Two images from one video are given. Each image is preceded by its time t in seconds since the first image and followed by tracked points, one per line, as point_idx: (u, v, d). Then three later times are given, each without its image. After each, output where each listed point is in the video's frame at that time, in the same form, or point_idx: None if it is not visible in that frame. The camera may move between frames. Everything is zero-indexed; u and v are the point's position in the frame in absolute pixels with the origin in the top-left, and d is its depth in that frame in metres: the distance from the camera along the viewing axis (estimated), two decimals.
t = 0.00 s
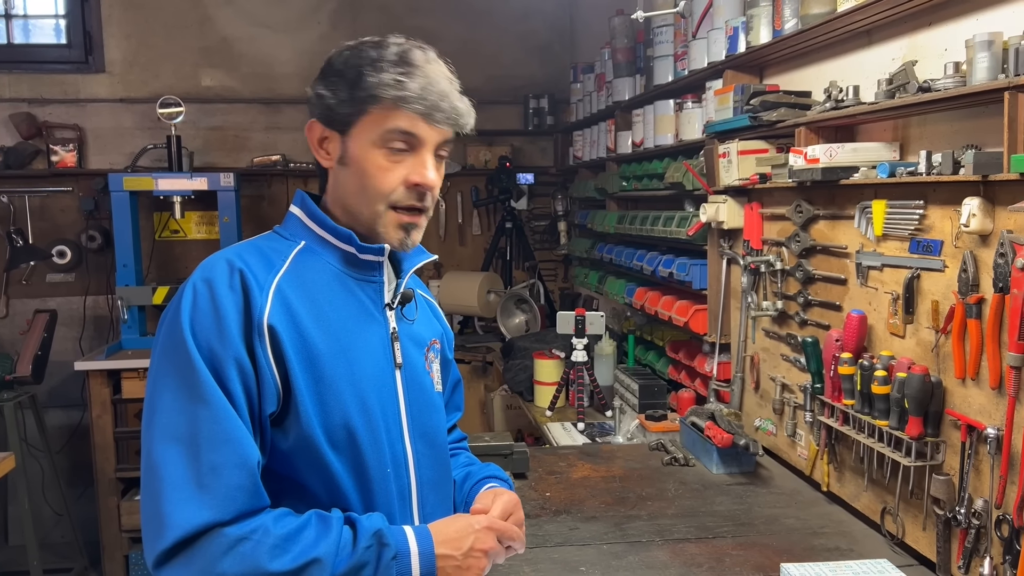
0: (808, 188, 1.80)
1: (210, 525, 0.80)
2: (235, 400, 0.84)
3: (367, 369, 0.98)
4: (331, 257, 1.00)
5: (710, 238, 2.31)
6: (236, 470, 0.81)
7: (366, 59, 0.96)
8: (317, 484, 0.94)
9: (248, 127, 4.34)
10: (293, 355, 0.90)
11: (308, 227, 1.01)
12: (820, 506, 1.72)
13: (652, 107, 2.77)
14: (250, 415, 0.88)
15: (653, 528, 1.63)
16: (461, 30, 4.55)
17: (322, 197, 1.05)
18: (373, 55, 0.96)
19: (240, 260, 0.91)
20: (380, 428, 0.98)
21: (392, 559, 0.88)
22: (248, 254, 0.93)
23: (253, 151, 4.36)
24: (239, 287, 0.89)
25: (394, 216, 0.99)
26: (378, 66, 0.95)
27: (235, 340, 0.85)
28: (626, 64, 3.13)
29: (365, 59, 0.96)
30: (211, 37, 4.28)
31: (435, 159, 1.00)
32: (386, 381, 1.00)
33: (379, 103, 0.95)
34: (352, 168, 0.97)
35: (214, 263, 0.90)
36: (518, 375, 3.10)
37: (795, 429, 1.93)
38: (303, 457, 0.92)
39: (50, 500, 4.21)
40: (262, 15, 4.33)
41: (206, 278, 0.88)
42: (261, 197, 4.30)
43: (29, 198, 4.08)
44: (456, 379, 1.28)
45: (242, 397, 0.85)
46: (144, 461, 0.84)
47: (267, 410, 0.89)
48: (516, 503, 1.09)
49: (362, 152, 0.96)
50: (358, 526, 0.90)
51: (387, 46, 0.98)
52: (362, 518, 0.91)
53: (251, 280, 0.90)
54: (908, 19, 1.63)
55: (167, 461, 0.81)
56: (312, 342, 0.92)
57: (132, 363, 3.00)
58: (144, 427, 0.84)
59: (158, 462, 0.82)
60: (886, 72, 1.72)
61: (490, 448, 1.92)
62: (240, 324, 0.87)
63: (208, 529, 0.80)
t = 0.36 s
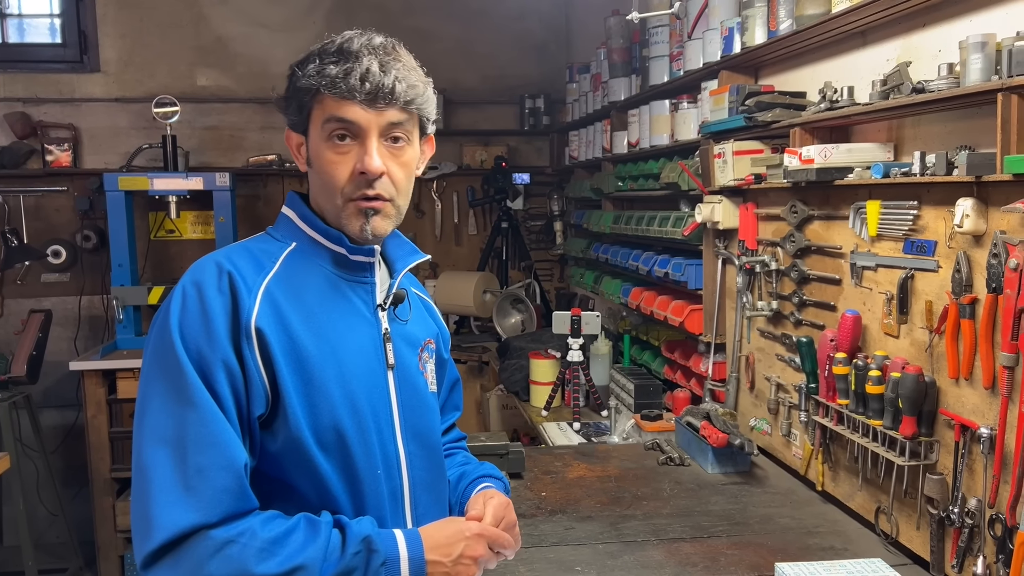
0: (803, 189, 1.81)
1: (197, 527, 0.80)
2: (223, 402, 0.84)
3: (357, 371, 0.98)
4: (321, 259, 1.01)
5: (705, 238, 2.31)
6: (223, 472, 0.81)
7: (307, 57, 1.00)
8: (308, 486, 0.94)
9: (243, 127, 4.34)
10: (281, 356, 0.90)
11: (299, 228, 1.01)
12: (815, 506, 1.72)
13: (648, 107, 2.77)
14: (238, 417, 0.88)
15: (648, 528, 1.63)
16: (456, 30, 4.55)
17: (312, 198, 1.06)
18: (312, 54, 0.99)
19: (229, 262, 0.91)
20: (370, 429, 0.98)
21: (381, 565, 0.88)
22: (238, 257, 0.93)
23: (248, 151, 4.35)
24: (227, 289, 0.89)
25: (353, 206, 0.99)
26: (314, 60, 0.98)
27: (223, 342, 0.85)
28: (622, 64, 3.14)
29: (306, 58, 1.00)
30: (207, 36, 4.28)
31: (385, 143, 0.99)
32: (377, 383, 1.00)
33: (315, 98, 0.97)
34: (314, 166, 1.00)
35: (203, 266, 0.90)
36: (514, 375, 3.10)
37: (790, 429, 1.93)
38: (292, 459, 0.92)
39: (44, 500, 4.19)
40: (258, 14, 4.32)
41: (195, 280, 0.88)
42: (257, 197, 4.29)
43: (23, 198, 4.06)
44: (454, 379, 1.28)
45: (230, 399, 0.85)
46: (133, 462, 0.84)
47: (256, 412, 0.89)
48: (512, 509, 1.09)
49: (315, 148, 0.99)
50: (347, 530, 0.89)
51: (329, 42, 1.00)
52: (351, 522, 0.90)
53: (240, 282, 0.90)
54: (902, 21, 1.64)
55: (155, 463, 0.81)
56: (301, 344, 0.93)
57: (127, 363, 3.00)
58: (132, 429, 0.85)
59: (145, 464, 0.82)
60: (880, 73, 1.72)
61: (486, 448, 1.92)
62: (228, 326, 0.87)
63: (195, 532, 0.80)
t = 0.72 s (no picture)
0: (801, 190, 1.81)
1: (192, 528, 0.80)
2: (217, 404, 0.84)
3: (352, 373, 0.98)
4: (316, 260, 1.01)
5: (703, 239, 2.32)
6: (216, 473, 0.81)
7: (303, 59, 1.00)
8: (303, 488, 0.94)
9: (241, 127, 4.33)
10: (275, 358, 0.90)
11: (295, 229, 1.01)
12: (813, 506, 1.73)
13: (646, 108, 2.78)
14: (233, 419, 0.88)
15: (647, 528, 1.63)
16: (454, 30, 4.55)
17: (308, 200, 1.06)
18: (309, 56, 0.99)
19: (223, 264, 0.91)
20: (365, 431, 0.98)
21: (375, 568, 0.88)
22: (233, 259, 0.94)
23: (246, 151, 4.35)
24: (222, 291, 0.89)
25: (348, 208, 0.99)
26: (310, 63, 0.98)
27: (217, 343, 0.85)
28: (620, 65, 3.14)
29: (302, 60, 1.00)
30: (205, 36, 4.27)
31: (382, 146, 0.99)
32: (372, 384, 1.00)
33: (312, 101, 0.97)
34: (309, 168, 1.00)
35: (198, 268, 0.90)
36: (513, 376, 3.10)
37: (788, 429, 1.93)
38: (287, 460, 0.92)
39: (42, 500, 4.18)
40: (256, 14, 4.32)
41: (189, 283, 0.88)
42: (255, 198, 4.29)
43: (21, 198, 4.06)
44: (453, 378, 1.29)
45: (225, 401, 0.85)
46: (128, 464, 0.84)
47: (250, 414, 0.89)
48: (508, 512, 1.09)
49: (311, 150, 0.99)
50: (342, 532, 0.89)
51: (326, 44, 1.01)
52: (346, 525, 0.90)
53: (234, 284, 0.90)
54: (900, 22, 1.64)
55: (149, 465, 0.81)
56: (296, 346, 0.93)
57: (125, 363, 3.00)
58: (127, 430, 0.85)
59: (138, 465, 0.82)
60: (878, 75, 1.73)
61: (485, 449, 1.92)
62: (222, 328, 0.87)
63: (190, 532, 0.80)
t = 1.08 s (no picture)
0: (800, 191, 1.82)
1: (161, 524, 0.78)
2: (204, 399, 0.84)
3: (345, 371, 0.98)
4: (311, 258, 1.01)
5: (702, 239, 2.32)
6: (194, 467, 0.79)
7: (308, 58, 0.99)
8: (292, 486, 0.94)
9: (239, 127, 4.33)
10: (270, 355, 0.91)
11: (291, 228, 1.01)
12: (812, 506, 1.73)
13: (645, 108, 2.78)
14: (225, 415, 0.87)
15: (646, 529, 1.63)
16: (453, 30, 4.55)
17: (305, 199, 1.06)
18: (314, 56, 0.99)
19: (218, 261, 0.91)
20: (358, 429, 0.99)
21: None
22: (228, 255, 0.94)
23: (244, 151, 4.34)
24: (215, 287, 0.89)
25: (349, 210, 0.99)
26: (316, 63, 0.98)
27: (208, 339, 0.85)
28: (618, 65, 3.14)
29: (307, 59, 0.99)
30: (202, 36, 4.27)
31: (386, 148, 0.99)
32: (367, 382, 1.00)
33: (316, 101, 0.97)
34: (310, 168, 1.00)
35: (192, 264, 0.90)
36: (511, 376, 3.10)
37: (787, 429, 1.94)
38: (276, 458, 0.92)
39: (39, 501, 4.18)
40: (254, 14, 4.31)
41: (184, 279, 0.88)
42: (253, 198, 4.28)
43: (18, 198, 4.05)
44: (462, 377, 1.29)
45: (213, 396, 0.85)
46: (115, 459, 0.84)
47: (244, 410, 0.89)
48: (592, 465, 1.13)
49: (314, 150, 0.98)
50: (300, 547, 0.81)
51: (331, 43, 1.00)
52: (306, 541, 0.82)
53: (227, 280, 0.90)
54: (899, 23, 1.64)
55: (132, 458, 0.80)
56: (291, 343, 0.93)
57: (123, 364, 3.00)
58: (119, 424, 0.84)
59: (120, 460, 0.81)
60: (877, 76, 1.73)
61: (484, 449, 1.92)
62: (215, 324, 0.87)
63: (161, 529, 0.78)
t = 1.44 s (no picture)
0: (798, 191, 1.82)
1: (154, 515, 0.76)
2: (202, 391, 0.83)
3: (344, 369, 0.98)
4: (311, 256, 1.01)
5: (700, 239, 2.32)
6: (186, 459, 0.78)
7: (304, 57, 0.99)
8: (287, 484, 0.93)
9: (237, 128, 4.33)
10: (268, 353, 0.91)
11: (290, 225, 1.01)
12: (810, 506, 1.73)
13: (642, 108, 2.78)
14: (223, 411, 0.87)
15: (645, 529, 1.64)
16: (451, 31, 4.55)
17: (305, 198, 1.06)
18: (311, 55, 0.99)
19: (217, 256, 0.92)
20: (354, 429, 0.98)
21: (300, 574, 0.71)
22: (229, 252, 0.94)
23: (242, 152, 4.34)
24: (214, 284, 0.89)
25: (349, 209, 0.99)
26: (312, 62, 0.98)
27: (209, 334, 0.85)
28: (616, 66, 3.15)
29: (303, 58, 0.99)
30: (200, 37, 4.26)
31: (384, 147, 0.99)
32: (366, 381, 1.00)
33: (313, 101, 0.97)
34: (309, 168, 1.00)
35: (191, 259, 0.90)
36: (509, 377, 3.11)
37: (786, 429, 1.94)
38: (274, 456, 0.92)
39: (37, 502, 4.18)
40: (252, 15, 4.31)
41: (185, 273, 0.88)
42: (251, 198, 4.28)
43: (16, 199, 4.04)
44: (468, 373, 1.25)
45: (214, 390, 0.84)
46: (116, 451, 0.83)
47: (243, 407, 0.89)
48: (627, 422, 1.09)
49: (312, 150, 0.98)
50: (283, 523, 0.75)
51: (326, 41, 1.00)
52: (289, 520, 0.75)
53: (227, 276, 0.90)
54: (896, 24, 1.65)
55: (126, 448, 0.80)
56: (291, 341, 0.93)
57: (121, 364, 2.99)
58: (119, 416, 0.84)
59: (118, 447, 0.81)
60: (874, 76, 1.73)
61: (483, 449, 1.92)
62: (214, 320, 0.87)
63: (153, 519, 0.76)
